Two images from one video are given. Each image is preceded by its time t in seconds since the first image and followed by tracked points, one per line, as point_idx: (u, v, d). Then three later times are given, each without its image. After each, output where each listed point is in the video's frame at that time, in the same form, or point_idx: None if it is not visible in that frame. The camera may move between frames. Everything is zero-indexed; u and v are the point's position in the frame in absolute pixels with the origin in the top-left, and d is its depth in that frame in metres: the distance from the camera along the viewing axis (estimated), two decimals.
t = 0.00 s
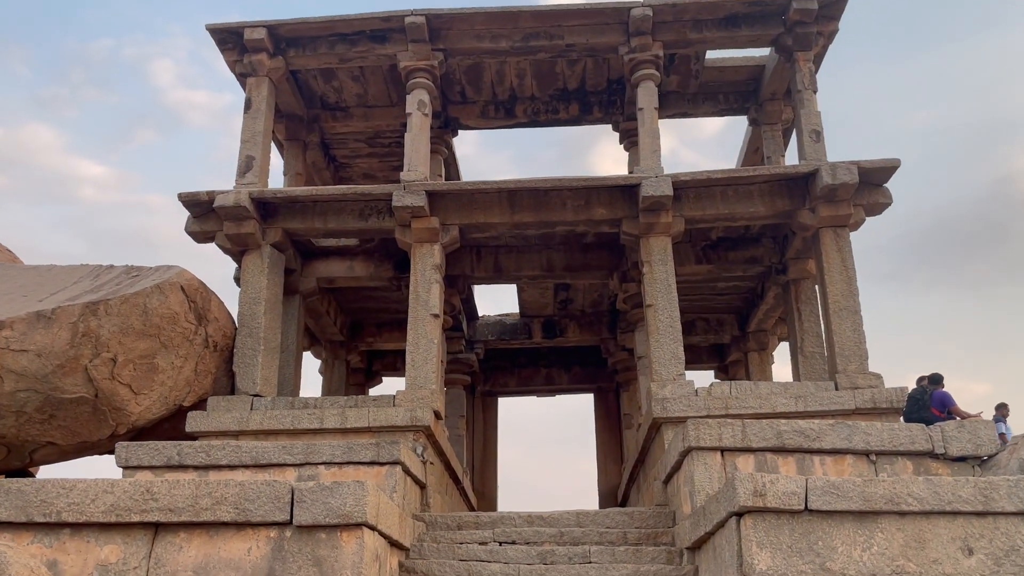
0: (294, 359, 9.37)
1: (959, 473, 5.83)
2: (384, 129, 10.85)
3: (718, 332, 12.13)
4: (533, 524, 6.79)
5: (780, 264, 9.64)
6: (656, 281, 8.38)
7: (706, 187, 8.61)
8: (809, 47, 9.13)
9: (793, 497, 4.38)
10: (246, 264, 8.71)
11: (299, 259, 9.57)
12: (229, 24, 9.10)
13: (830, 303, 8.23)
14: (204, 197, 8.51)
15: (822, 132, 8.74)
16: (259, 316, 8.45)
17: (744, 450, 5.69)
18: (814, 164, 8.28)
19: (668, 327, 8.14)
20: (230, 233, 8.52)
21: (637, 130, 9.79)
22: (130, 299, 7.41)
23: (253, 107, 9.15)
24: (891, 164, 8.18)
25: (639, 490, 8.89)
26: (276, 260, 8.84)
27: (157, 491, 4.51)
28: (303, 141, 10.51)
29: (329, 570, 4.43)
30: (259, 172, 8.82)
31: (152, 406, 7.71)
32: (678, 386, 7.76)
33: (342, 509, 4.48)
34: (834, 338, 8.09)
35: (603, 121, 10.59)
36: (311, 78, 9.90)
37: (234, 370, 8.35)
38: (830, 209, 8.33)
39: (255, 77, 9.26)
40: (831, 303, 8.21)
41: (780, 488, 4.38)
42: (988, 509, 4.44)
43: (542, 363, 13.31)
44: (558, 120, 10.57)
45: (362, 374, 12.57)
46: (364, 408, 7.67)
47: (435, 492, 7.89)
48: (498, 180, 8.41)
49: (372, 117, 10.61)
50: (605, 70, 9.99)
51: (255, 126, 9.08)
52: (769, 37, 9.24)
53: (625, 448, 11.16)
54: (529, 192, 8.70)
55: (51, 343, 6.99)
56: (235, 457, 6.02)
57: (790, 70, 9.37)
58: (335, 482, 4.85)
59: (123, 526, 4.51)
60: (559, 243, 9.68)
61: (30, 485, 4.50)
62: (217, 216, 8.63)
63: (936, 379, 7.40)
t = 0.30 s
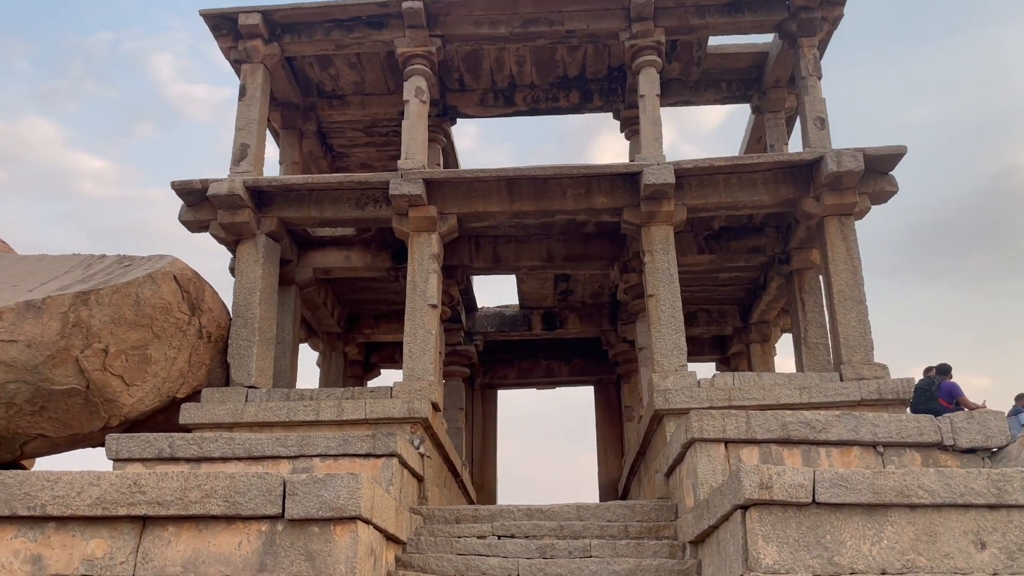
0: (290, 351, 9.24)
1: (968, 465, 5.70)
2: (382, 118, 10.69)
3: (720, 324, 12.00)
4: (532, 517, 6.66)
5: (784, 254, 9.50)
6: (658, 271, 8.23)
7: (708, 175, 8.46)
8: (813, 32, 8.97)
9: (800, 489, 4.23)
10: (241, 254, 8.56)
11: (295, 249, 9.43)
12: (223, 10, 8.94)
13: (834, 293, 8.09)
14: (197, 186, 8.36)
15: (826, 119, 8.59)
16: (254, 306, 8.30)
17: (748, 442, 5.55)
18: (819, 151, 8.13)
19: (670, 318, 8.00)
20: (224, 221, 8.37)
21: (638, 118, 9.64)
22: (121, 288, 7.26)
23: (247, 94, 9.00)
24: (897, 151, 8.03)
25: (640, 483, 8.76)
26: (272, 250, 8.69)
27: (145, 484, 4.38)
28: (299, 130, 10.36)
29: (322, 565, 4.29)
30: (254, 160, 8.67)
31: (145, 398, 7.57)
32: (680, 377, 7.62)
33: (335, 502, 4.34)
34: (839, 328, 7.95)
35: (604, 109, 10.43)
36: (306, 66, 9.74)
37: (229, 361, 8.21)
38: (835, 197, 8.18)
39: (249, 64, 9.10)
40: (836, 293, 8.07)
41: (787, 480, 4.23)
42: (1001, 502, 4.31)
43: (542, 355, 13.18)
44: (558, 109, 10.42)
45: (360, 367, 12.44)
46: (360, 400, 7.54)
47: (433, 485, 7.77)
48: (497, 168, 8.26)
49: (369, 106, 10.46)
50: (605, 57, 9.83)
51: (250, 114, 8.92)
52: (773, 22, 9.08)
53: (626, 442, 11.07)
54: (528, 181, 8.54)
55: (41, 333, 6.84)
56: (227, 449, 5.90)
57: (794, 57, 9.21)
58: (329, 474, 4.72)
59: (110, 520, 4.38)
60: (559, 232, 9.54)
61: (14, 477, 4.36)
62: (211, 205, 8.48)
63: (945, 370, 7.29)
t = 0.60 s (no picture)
0: (285, 339, 9.12)
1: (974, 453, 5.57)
2: (378, 104, 10.54)
3: (720, 313, 11.87)
4: (529, 507, 6.54)
5: (785, 241, 9.36)
6: (657, 258, 8.09)
7: (709, 160, 8.32)
8: (816, 15, 8.81)
9: (803, 477, 4.09)
10: (234, 240, 8.43)
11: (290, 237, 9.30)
12: None
13: (837, 280, 7.96)
14: (189, 172, 8.22)
15: (829, 103, 8.43)
16: (247, 294, 8.18)
17: (749, 430, 5.43)
18: (822, 136, 7.98)
19: (670, 305, 7.87)
20: (216, 207, 8.23)
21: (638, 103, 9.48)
22: (111, 275, 7.12)
23: (240, 78, 8.85)
24: (901, 135, 7.88)
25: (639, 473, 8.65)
26: (265, 237, 8.56)
27: (128, 472, 4.25)
28: (294, 116, 10.21)
29: (310, 555, 4.17)
30: (247, 145, 8.53)
31: (136, 387, 7.45)
32: (680, 365, 7.49)
33: (323, 490, 4.21)
34: (842, 316, 7.81)
35: (603, 94, 10.27)
36: (301, 50, 9.58)
37: (221, 349, 8.09)
38: (838, 183, 8.03)
39: (242, 49, 8.96)
40: (838, 280, 7.94)
41: (790, 468, 4.08)
42: (1009, 490, 4.18)
43: (541, 345, 13.05)
44: (556, 94, 10.26)
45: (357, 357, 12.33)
46: (355, 388, 7.42)
47: (429, 475, 7.65)
48: (493, 153, 8.11)
49: (365, 91, 10.31)
50: (604, 41, 9.67)
51: (242, 98, 8.77)
52: (775, 5, 8.92)
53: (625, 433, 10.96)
54: (526, 166, 8.40)
55: (29, 320, 6.71)
56: (217, 438, 5.76)
57: (797, 41, 9.05)
58: (318, 461, 4.59)
59: (93, 509, 4.26)
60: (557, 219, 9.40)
61: None
62: (203, 191, 8.34)
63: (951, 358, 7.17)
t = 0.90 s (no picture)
0: (277, 327, 8.97)
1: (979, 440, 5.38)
2: (372, 88, 10.36)
3: (720, 301, 11.72)
4: (524, 497, 6.40)
5: (786, 227, 9.20)
6: (656, 243, 7.93)
7: (708, 143, 8.15)
8: None
9: (805, 464, 3.94)
10: (224, 226, 8.27)
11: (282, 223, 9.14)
12: None
13: (839, 266, 7.80)
14: (178, 155, 8.05)
15: (831, 86, 8.26)
16: (238, 280, 8.02)
17: (749, 417, 5.29)
18: (824, 118, 7.80)
19: (669, 291, 7.72)
20: (206, 192, 8.07)
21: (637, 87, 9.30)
22: (96, 260, 6.96)
23: (231, 60, 8.66)
24: (906, 117, 7.71)
25: (636, 462, 8.52)
26: (256, 222, 8.39)
27: (105, 459, 4.10)
28: (286, 100, 10.03)
29: (294, 545, 4.03)
30: (237, 128, 8.35)
31: (123, 374, 7.30)
32: (678, 352, 7.35)
33: (307, 478, 4.07)
34: (844, 302, 7.66)
35: (601, 78, 10.09)
36: (293, 32, 9.40)
37: (211, 336, 7.94)
38: (840, 166, 7.87)
39: (232, 30, 8.78)
40: (840, 266, 7.79)
41: (791, 455, 3.93)
42: (1018, 478, 4.03)
43: (538, 333, 12.91)
44: (554, 78, 10.08)
45: (352, 346, 12.20)
46: (347, 376, 7.28)
47: (423, 464, 7.53)
48: (488, 136, 7.94)
49: (359, 75, 10.12)
50: (602, 23, 9.48)
51: (233, 81, 8.59)
52: None
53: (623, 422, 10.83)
54: (521, 149, 8.23)
55: (12, 306, 6.55)
56: (202, 426, 5.58)
57: (799, 22, 8.87)
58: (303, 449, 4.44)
59: (69, 498, 4.12)
60: (554, 204, 9.24)
61: None
62: (193, 175, 8.18)
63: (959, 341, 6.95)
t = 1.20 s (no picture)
0: (272, 315, 8.84)
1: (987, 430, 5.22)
2: (369, 73, 10.20)
3: (721, 289, 11.59)
4: (522, 487, 6.29)
5: (789, 214, 9.06)
6: (656, 229, 7.79)
7: (711, 128, 7.99)
8: None
9: (811, 454, 3.80)
10: (217, 212, 8.13)
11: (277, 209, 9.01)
12: None
13: (843, 252, 7.66)
14: (170, 140, 7.90)
15: (836, 69, 8.10)
16: (231, 267, 7.89)
17: (752, 406, 5.17)
18: (829, 101, 7.65)
19: (670, 278, 7.58)
20: (199, 177, 7.92)
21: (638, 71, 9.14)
22: (86, 246, 6.82)
23: (224, 43, 8.50)
24: (912, 101, 7.55)
25: (637, 452, 8.40)
26: (249, 208, 8.25)
27: (90, 449, 3.98)
28: (282, 85, 9.87)
29: (285, 537, 3.90)
30: (231, 113, 8.20)
31: (115, 363, 7.17)
32: (679, 340, 7.22)
33: (298, 469, 3.94)
34: (848, 289, 7.53)
35: (601, 62, 9.93)
36: (288, 16, 9.23)
37: (205, 324, 7.81)
38: (845, 151, 7.72)
39: (226, 13, 8.62)
40: (844, 252, 7.64)
41: (796, 445, 3.80)
42: None
43: (538, 322, 12.78)
44: (553, 62, 9.91)
45: (350, 335, 12.07)
46: (343, 364, 7.16)
47: (421, 454, 7.42)
48: (486, 120, 7.79)
49: (355, 59, 9.96)
50: (603, 6, 9.31)
51: (226, 64, 8.43)
52: None
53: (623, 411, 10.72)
54: (520, 134, 8.08)
55: None
56: (193, 416, 5.44)
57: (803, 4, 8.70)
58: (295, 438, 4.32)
59: (53, 489, 4.00)
60: (554, 191, 9.09)
61: None
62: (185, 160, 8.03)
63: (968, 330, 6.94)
